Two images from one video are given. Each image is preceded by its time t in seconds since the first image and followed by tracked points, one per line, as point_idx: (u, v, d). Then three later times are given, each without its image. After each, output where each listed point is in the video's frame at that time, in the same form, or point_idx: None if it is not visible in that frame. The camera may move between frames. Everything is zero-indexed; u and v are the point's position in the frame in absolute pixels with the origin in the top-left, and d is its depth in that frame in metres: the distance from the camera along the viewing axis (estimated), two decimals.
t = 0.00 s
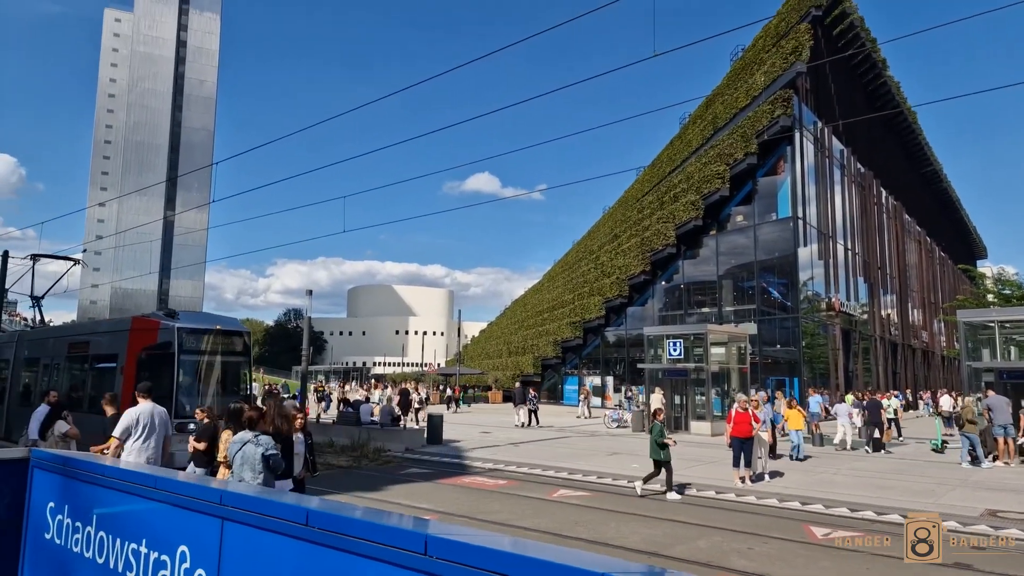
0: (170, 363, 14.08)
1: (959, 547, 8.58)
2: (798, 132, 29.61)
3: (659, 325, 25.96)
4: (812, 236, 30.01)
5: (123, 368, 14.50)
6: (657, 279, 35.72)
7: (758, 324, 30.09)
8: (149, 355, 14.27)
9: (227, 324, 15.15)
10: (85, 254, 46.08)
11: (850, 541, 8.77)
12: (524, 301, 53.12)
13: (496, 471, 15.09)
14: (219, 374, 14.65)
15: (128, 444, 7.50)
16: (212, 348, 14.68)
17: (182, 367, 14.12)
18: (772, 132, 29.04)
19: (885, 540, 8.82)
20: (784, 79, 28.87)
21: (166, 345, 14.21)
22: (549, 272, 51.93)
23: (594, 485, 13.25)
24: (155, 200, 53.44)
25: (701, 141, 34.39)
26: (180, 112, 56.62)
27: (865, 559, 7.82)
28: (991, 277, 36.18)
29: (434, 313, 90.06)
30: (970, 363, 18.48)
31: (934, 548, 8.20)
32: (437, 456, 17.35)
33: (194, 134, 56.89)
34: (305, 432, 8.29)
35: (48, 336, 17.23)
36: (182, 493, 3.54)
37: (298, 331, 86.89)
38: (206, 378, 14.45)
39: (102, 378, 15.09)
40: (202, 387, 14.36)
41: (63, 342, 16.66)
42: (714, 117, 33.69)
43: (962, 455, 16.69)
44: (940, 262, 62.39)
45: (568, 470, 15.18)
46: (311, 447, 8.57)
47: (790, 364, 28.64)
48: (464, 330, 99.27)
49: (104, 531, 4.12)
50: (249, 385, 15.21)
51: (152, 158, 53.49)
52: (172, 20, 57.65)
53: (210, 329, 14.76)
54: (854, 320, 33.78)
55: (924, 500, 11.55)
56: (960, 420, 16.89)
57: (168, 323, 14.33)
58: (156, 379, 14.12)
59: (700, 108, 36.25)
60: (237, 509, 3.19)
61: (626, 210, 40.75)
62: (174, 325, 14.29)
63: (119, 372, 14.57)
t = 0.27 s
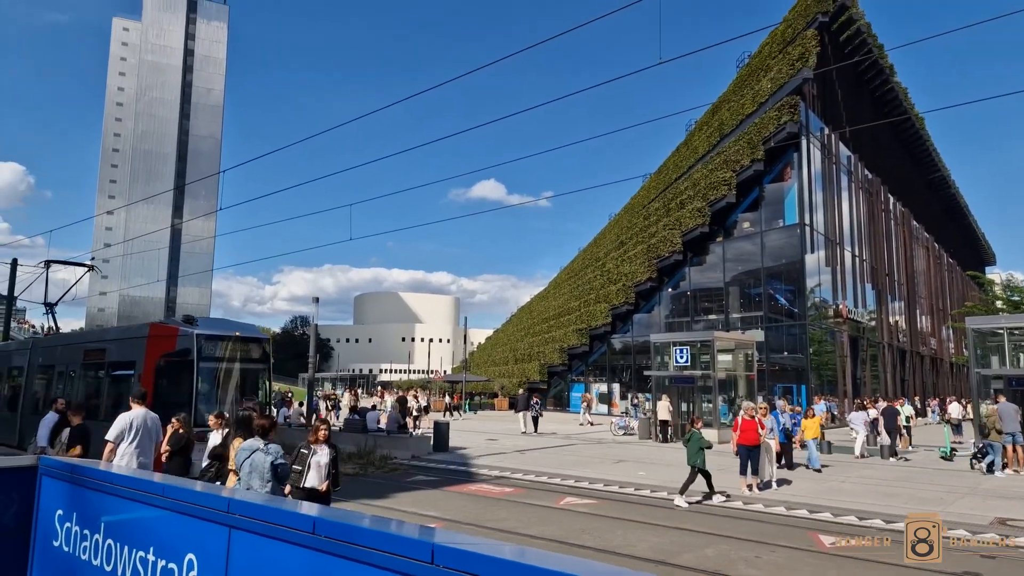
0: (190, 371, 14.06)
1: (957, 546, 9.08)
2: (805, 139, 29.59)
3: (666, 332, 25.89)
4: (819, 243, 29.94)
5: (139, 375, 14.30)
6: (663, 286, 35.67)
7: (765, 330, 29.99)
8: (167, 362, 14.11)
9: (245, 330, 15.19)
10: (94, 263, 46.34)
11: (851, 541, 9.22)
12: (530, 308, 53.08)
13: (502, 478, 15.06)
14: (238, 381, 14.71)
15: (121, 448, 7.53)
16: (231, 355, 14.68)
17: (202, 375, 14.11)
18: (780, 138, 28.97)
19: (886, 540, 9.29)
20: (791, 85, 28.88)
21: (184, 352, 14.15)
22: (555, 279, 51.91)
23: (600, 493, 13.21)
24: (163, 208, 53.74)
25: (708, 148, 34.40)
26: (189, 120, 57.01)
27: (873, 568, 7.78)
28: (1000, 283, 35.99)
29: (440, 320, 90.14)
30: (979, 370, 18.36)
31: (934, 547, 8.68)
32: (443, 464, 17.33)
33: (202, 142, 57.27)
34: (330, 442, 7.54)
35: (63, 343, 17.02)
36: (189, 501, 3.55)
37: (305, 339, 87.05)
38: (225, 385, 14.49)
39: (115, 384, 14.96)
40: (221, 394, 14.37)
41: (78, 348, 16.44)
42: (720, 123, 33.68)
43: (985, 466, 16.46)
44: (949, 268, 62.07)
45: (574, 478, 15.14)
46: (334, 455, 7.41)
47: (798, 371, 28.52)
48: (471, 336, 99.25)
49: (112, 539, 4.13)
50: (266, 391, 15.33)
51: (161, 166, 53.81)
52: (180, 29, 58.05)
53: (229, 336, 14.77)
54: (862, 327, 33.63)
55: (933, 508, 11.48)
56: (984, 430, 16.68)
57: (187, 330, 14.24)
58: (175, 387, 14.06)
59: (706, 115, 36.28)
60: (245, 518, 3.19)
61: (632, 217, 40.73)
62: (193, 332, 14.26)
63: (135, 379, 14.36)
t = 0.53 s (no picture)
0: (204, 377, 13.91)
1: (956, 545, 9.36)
2: (807, 144, 29.63)
3: (668, 337, 25.84)
4: (822, 247, 29.92)
5: (154, 380, 14.17)
6: (666, 291, 35.67)
7: (768, 335, 29.93)
8: (182, 367, 14.01)
9: (260, 335, 15.04)
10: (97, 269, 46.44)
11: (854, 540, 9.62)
12: (532, 312, 53.06)
13: (505, 484, 15.05)
14: (251, 386, 14.57)
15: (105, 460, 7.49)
16: (245, 361, 14.54)
17: (215, 380, 13.94)
18: (781, 143, 29.19)
19: (886, 540, 9.67)
20: (793, 90, 28.92)
21: (198, 358, 14.01)
22: (557, 284, 51.92)
23: (603, 498, 13.19)
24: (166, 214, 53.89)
25: (710, 152, 34.45)
26: (191, 126, 57.30)
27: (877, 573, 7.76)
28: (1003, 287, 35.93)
29: (443, 326, 90.16)
30: (983, 375, 18.32)
31: (933, 547, 8.95)
32: (445, 470, 17.30)
33: (205, 148, 57.53)
34: (349, 447, 7.62)
35: (74, 349, 16.88)
36: (191, 507, 3.56)
37: (307, 344, 87.10)
38: (238, 391, 14.34)
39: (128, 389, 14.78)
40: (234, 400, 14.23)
41: (90, 354, 16.29)
42: (722, 128, 33.74)
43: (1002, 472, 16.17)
44: (952, 272, 61.98)
45: (577, 483, 15.11)
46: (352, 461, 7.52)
47: (801, 376, 28.46)
48: (473, 342, 99.28)
49: (115, 546, 4.14)
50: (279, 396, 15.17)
51: (164, 172, 54.03)
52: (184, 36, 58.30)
53: (243, 341, 14.62)
54: (865, 332, 33.59)
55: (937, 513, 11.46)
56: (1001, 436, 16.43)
57: (201, 334, 14.07)
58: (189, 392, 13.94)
59: (707, 120, 36.35)
60: (247, 524, 3.20)
61: (634, 222, 40.75)
62: (207, 337, 14.07)
63: (149, 385, 14.20)
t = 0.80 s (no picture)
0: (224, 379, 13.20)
1: (957, 547, 9.45)
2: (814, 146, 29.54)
3: (673, 340, 25.82)
4: (828, 250, 29.83)
5: (172, 383, 13.57)
6: (670, 294, 35.62)
7: (774, 338, 29.86)
8: (201, 369, 13.36)
9: (281, 336, 14.24)
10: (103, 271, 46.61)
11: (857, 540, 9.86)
12: (536, 315, 53.00)
13: (510, 487, 15.04)
14: (271, 389, 13.71)
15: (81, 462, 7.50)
16: (265, 361, 13.75)
17: (235, 383, 13.22)
18: (788, 145, 28.86)
19: (887, 540, 9.88)
20: (799, 92, 28.83)
21: (219, 359, 13.32)
22: (562, 287, 51.87)
23: (608, 501, 13.16)
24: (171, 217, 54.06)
25: (715, 155, 34.40)
26: (197, 130, 57.53)
27: None
28: (1010, 291, 35.78)
29: (447, 328, 90.22)
30: (991, 379, 18.21)
31: (933, 548, 9.06)
32: (450, 472, 17.29)
33: (211, 151, 57.76)
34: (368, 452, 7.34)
35: (87, 351, 16.42)
36: (198, 509, 3.55)
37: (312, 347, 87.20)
38: (257, 393, 13.49)
39: (146, 392, 14.23)
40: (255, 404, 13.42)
41: (104, 355, 15.81)
42: (728, 130, 33.72)
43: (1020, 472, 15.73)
44: (959, 275, 61.76)
45: (582, 486, 15.05)
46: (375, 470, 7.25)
47: (807, 380, 28.34)
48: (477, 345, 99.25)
49: (122, 547, 4.14)
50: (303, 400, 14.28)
51: (170, 176, 54.30)
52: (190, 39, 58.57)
53: (262, 341, 13.84)
54: (871, 335, 33.47)
55: (944, 517, 11.41)
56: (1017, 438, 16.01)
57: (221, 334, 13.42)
58: (209, 394, 13.23)
59: (713, 122, 36.32)
60: (254, 526, 3.19)
61: (639, 225, 40.72)
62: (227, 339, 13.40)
63: (167, 387, 13.64)
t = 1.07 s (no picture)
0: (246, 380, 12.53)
1: (970, 551, 9.35)
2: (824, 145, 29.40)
3: (682, 341, 25.74)
4: (838, 251, 29.64)
5: (195, 383, 13.17)
6: (679, 294, 35.52)
7: (784, 339, 29.74)
8: (224, 369, 12.78)
9: (305, 334, 13.53)
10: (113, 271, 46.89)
11: (855, 541, 9.92)
12: (544, 316, 52.95)
13: (517, 487, 15.01)
14: (294, 390, 12.99)
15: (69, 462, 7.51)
16: (287, 361, 13.03)
17: (257, 383, 12.52)
18: (798, 145, 28.73)
19: (886, 541, 9.95)
20: (809, 92, 28.66)
21: (242, 359, 12.68)
22: (569, 288, 51.79)
23: (617, 503, 13.11)
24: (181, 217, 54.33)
25: (725, 155, 34.27)
26: (207, 131, 57.78)
27: None
28: None
29: (454, 329, 90.22)
30: (1005, 381, 18.03)
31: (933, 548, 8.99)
32: (458, 473, 17.29)
33: (220, 153, 58.03)
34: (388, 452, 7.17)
35: (105, 350, 16.13)
36: (208, 508, 3.55)
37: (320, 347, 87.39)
38: (278, 394, 12.79)
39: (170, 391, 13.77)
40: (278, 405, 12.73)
41: (123, 353, 15.49)
42: (737, 130, 33.57)
43: None
44: (971, 276, 61.29)
45: (590, 488, 15.01)
46: (391, 468, 7.08)
47: (816, 381, 28.18)
48: (485, 345, 99.24)
49: (134, 546, 4.15)
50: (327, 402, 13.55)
51: (180, 178, 54.62)
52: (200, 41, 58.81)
53: (285, 341, 13.13)
54: (882, 336, 33.26)
55: (956, 521, 11.31)
56: None
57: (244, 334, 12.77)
58: (231, 395, 12.63)
59: (722, 122, 36.22)
60: (263, 525, 3.18)
61: (647, 225, 40.61)
62: (250, 336, 12.72)
63: (189, 387, 13.27)
